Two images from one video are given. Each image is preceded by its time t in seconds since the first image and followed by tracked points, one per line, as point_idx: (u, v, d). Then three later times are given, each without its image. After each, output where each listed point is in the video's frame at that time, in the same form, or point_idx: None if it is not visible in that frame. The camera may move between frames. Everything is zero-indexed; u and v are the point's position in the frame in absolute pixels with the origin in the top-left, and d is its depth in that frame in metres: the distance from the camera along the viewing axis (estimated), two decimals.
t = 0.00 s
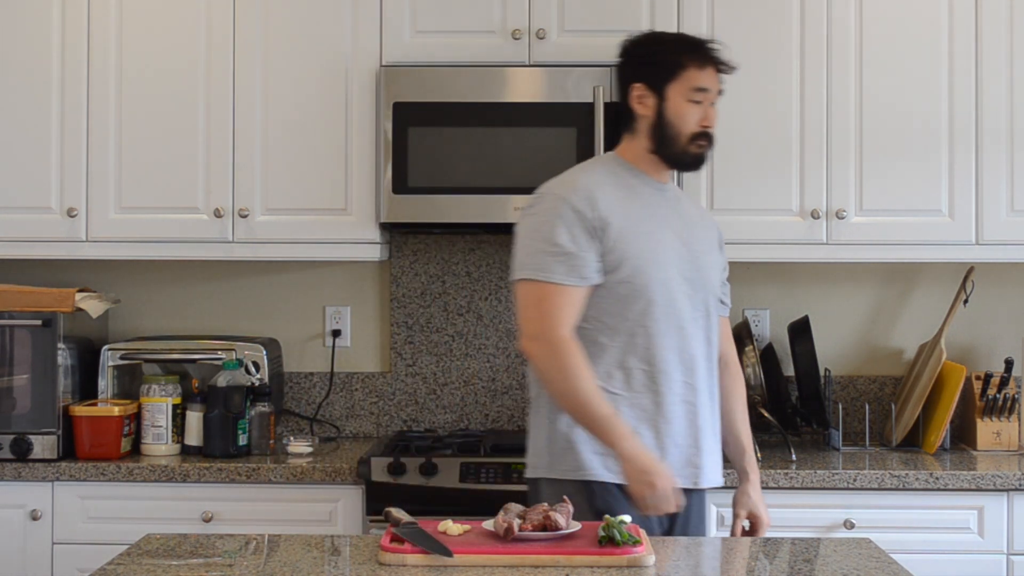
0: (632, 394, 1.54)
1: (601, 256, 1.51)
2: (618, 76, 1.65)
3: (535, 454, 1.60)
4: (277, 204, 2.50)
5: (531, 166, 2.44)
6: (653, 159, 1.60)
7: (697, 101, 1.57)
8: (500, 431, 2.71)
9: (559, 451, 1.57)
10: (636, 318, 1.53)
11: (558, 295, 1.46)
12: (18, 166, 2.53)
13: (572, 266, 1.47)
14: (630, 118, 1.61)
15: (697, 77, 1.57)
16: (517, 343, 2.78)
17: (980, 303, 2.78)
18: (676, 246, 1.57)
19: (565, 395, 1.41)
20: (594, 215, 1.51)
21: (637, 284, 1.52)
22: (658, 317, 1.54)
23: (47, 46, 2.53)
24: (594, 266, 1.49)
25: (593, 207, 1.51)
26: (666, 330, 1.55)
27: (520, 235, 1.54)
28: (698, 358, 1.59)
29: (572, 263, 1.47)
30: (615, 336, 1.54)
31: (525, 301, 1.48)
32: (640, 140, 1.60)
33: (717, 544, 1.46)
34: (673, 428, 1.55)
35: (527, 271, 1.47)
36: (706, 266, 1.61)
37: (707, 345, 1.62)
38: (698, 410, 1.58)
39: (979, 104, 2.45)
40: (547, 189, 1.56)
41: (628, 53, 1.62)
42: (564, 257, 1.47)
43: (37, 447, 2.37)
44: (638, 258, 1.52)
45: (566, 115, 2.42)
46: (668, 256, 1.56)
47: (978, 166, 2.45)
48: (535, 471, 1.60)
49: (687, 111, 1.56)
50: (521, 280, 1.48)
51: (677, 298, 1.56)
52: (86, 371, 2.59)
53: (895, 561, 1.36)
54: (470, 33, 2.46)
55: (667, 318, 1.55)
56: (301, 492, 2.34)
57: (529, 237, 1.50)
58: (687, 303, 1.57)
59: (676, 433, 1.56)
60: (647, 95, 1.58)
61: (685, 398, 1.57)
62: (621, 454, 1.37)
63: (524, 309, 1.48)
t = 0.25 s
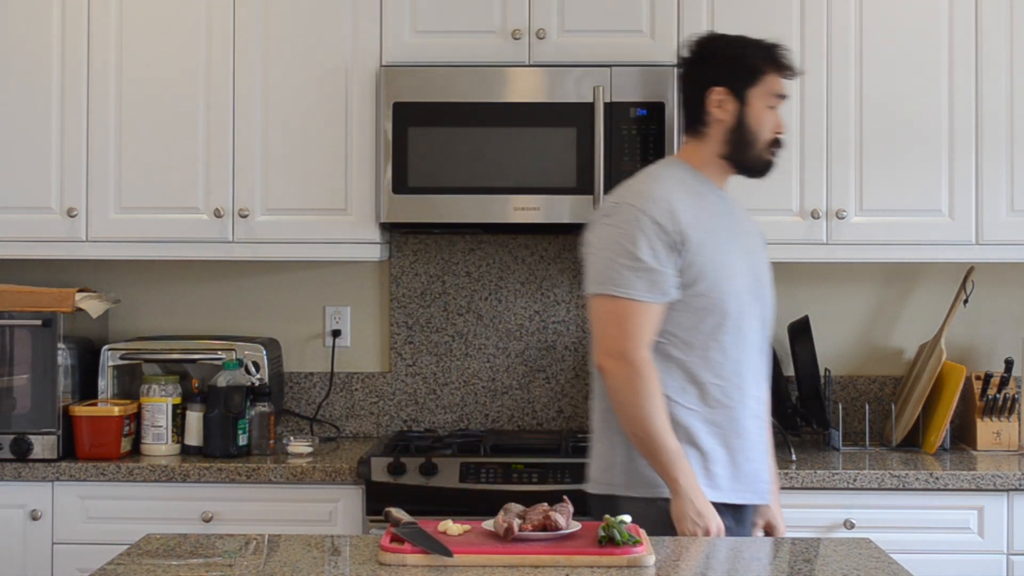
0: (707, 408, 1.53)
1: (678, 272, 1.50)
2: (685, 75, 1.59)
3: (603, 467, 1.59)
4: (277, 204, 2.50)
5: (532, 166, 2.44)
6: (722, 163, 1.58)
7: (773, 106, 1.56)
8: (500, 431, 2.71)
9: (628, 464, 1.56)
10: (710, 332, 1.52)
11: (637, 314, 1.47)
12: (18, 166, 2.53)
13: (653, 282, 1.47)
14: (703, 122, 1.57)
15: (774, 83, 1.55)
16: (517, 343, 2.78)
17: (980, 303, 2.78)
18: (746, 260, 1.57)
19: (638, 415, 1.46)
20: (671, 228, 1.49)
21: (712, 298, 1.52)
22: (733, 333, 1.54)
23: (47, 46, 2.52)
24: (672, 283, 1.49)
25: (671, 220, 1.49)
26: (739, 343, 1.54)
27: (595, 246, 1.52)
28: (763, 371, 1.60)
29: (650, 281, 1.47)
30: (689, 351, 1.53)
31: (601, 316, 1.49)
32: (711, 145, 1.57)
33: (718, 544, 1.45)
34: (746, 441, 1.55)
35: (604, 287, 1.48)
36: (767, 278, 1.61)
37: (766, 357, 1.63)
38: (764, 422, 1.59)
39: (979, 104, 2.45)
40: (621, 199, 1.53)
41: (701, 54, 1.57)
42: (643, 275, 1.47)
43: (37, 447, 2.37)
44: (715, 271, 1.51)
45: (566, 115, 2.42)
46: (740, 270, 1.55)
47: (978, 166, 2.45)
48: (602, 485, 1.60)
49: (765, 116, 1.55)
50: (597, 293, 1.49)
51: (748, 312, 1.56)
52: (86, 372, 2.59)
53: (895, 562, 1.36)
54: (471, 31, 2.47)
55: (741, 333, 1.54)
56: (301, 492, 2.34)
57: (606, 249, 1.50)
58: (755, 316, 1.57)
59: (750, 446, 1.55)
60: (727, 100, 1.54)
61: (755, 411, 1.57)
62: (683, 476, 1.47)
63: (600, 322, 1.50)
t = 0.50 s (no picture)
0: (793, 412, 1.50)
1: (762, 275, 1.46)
2: (763, 62, 1.52)
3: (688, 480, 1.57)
4: (277, 204, 2.50)
5: (532, 167, 2.44)
6: (796, 156, 1.55)
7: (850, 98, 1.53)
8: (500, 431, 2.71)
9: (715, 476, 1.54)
10: (794, 333, 1.49)
11: (713, 325, 1.42)
12: (18, 166, 2.53)
13: (737, 288, 1.43)
14: (782, 113, 1.52)
15: (852, 74, 1.51)
16: (517, 343, 2.78)
17: (980, 303, 2.78)
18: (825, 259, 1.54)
19: (714, 426, 1.42)
20: (756, 231, 1.45)
21: (797, 300, 1.48)
22: (816, 334, 1.51)
23: (47, 46, 2.52)
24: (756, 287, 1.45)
25: (756, 221, 1.45)
26: (822, 344, 1.52)
27: (676, 250, 1.49)
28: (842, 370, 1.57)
29: (735, 287, 1.43)
30: (775, 354, 1.49)
31: (682, 324, 1.45)
32: (788, 138, 1.53)
33: (718, 544, 1.46)
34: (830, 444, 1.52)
35: (687, 294, 1.44)
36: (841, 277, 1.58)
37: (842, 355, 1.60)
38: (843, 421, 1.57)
39: (979, 105, 2.45)
40: (701, 201, 1.49)
41: (784, 41, 1.50)
42: (728, 281, 1.43)
43: (37, 447, 2.37)
44: (799, 273, 1.48)
45: (566, 116, 2.43)
46: (821, 271, 1.52)
47: (978, 167, 2.45)
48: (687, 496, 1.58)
49: (845, 109, 1.52)
50: (674, 300, 1.46)
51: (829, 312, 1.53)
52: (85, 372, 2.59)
53: (895, 562, 1.36)
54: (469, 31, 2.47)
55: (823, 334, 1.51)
56: (302, 492, 2.34)
57: (690, 254, 1.46)
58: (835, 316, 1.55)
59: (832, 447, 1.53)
60: (814, 94, 1.49)
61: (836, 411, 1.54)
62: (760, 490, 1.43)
63: (679, 330, 1.45)
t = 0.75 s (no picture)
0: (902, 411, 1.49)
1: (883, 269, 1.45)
2: (844, 53, 1.49)
3: (790, 491, 1.51)
4: (277, 204, 2.50)
5: (532, 167, 2.44)
6: (874, 149, 1.53)
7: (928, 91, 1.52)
8: (500, 431, 2.71)
9: (825, 485, 1.49)
10: (897, 332, 1.49)
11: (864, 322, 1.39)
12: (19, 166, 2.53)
13: (869, 282, 1.41)
14: (866, 106, 1.49)
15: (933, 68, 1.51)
16: (517, 343, 2.78)
17: (980, 303, 2.78)
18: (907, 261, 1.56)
19: (884, 427, 1.37)
20: (870, 223, 1.45)
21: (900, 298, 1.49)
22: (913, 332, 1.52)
23: (47, 46, 2.52)
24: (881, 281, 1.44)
25: (872, 216, 1.45)
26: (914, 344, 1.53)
27: (798, 253, 1.44)
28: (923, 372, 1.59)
29: (868, 281, 1.41)
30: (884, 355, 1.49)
31: (823, 324, 1.40)
32: (871, 133, 1.51)
33: (718, 544, 1.47)
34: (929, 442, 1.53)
35: (827, 292, 1.40)
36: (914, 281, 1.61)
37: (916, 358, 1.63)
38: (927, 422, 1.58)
39: (979, 105, 2.45)
40: (813, 201, 1.45)
41: (869, 33, 1.47)
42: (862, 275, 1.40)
43: (37, 447, 2.38)
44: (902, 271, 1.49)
45: (566, 116, 2.43)
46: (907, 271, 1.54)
47: (978, 167, 2.45)
48: (790, 505, 1.52)
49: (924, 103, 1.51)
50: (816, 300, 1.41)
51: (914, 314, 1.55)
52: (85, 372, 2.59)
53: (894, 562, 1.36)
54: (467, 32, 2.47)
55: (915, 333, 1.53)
56: (302, 492, 2.34)
57: (818, 253, 1.42)
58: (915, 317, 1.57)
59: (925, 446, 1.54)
60: (904, 89, 1.47)
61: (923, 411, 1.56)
62: (932, 488, 1.38)
63: (820, 332, 1.40)
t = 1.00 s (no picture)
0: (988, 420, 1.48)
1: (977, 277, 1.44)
2: (919, 62, 1.50)
3: (873, 497, 1.48)
4: (278, 204, 2.50)
5: (532, 167, 2.44)
6: (948, 158, 1.53)
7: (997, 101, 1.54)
8: (500, 431, 2.71)
9: (910, 490, 1.46)
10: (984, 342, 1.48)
11: (971, 328, 1.37)
12: (19, 166, 2.53)
13: (970, 288, 1.39)
14: (943, 114, 1.49)
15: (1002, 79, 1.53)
16: (517, 343, 2.78)
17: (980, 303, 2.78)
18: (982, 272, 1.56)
19: (998, 437, 1.34)
20: (963, 230, 1.43)
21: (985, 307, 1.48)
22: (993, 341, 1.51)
23: (47, 46, 2.52)
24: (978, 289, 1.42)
25: (964, 224, 1.44)
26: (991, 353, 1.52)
27: (900, 261, 1.41)
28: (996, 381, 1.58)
29: (970, 289, 1.39)
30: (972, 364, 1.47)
31: (930, 335, 1.37)
32: (945, 140, 1.51)
33: (718, 545, 1.48)
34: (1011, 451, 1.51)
35: (934, 302, 1.37)
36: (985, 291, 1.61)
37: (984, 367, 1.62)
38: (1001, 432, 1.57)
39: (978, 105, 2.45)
40: (911, 208, 1.43)
41: (942, 41, 1.48)
42: (964, 283, 1.39)
43: (37, 447, 2.37)
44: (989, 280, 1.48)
45: (566, 116, 2.43)
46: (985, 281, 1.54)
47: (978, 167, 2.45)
48: (874, 511, 1.49)
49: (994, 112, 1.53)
50: (921, 309, 1.38)
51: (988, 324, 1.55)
52: (86, 372, 2.59)
53: (894, 562, 1.36)
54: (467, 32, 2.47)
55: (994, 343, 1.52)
56: (302, 492, 2.34)
57: (920, 261, 1.40)
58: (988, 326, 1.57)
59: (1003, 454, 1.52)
60: (978, 97, 1.48)
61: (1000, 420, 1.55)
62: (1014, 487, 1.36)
63: (929, 343, 1.37)
